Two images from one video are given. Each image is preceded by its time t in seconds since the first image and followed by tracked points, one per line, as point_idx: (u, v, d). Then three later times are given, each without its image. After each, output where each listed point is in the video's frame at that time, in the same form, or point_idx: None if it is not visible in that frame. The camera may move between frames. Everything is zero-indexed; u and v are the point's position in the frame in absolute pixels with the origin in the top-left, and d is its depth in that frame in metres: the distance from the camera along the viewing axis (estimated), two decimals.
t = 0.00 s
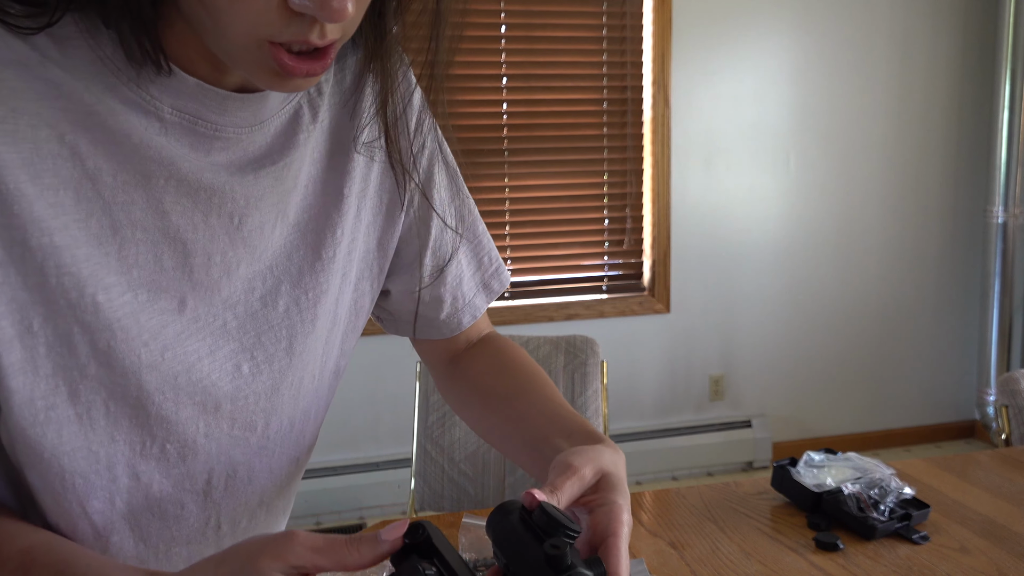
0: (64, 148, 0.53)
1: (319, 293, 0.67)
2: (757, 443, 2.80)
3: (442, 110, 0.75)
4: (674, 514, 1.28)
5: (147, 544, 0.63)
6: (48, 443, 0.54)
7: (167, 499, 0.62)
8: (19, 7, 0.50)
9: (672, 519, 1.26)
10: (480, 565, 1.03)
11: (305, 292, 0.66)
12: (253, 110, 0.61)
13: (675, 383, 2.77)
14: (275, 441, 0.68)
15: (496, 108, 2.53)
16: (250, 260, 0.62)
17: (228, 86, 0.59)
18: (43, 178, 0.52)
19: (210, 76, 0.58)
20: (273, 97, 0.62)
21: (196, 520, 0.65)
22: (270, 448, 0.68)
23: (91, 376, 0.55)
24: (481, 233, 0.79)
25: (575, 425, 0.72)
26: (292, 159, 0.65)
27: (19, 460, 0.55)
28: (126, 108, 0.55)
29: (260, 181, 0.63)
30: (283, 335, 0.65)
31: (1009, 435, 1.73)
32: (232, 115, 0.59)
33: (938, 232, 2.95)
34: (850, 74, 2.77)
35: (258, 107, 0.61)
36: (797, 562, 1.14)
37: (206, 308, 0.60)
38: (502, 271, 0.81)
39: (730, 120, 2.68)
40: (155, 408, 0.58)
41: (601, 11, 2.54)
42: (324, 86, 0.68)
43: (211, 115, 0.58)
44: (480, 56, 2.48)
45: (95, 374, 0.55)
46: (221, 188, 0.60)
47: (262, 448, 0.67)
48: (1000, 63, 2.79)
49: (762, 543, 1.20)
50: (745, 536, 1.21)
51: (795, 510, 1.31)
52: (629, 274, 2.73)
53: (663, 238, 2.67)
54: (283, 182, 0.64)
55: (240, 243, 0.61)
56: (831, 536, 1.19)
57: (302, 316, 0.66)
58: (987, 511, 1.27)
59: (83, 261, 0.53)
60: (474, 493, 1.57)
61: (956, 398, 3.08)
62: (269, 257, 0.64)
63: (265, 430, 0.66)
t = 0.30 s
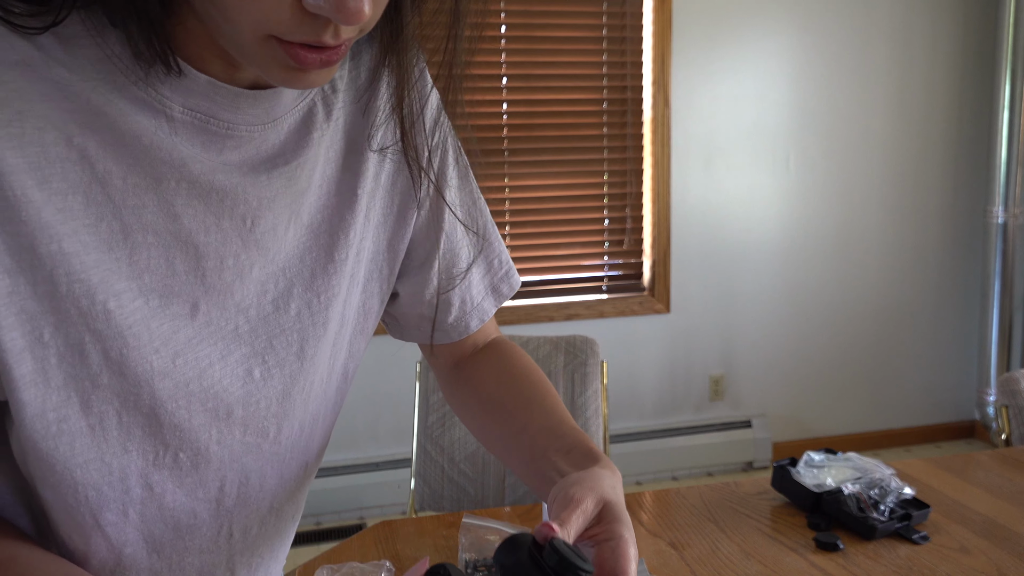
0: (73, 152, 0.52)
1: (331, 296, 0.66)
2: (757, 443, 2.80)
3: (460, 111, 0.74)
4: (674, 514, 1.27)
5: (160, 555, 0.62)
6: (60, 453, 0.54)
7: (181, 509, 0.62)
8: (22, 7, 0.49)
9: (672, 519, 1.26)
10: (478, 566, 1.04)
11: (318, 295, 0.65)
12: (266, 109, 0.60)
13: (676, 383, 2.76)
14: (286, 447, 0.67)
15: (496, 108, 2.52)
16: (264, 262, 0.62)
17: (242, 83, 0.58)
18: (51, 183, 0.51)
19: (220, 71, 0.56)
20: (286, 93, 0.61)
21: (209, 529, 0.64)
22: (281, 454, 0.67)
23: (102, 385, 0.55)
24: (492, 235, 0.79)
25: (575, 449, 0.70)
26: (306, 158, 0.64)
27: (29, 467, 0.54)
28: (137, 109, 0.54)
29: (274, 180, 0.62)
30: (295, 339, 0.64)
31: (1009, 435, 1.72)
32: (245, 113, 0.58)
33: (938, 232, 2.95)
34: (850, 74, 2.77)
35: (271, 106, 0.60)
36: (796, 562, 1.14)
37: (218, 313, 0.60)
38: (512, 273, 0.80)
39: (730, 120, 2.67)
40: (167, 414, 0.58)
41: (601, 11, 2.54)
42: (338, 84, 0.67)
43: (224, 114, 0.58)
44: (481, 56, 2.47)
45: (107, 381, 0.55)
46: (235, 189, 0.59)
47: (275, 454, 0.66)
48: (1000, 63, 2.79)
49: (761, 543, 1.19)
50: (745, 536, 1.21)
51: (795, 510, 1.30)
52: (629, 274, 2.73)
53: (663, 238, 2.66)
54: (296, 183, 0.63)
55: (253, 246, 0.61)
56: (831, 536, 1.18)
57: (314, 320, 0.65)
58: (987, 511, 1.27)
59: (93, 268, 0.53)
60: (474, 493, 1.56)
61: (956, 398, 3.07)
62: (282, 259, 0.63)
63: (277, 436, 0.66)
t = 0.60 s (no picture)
0: (84, 155, 0.52)
1: (341, 302, 0.66)
2: (758, 443, 2.80)
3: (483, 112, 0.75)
4: (674, 514, 1.28)
5: (169, 559, 0.62)
6: (70, 457, 0.54)
7: (190, 513, 0.62)
8: (34, 9, 0.49)
9: (672, 519, 1.26)
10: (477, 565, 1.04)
11: (329, 301, 0.66)
12: (280, 114, 0.60)
13: (675, 383, 2.76)
14: (295, 451, 0.67)
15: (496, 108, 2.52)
16: (275, 268, 0.62)
17: (256, 87, 0.58)
18: (62, 188, 0.51)
19: (236, 74, 0.56)
20: (301, 98, 0.61)
21: (217, 533, 0.64)
22: (291, 458, 0.67)
23: (112, 391, 0.55)
24: (507, 240, 0.79)
25: (586, 461, 0.70)
26: (319, 163, 0.64)
27: (41, 472, 0.54)
28: (150, 113, 0.54)
29: (287, 186, 0.62)
30: (306, 344, 0.65)
31: (1009, 435, 1.72)
32: (258, 117, 0.58)
33: (938, 232, 2.95)
34: (850, 74, 2.77)
35: (285, 110, 0.60)
36: (797, 563, 1.14)
37: (229, 318, 0.60)
38: (526, 279, 0.80)
39: (730, 120, 2.67)
40: (177, 418, 0.58)
41: (601, 11, 2.54)
42: (354, 88, 0.67)
43: (237, 118, 0.57)
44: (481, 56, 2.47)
45: (117, 385, 0.55)
46: (247, 194, 0.59)
47: (284, 457, 0.67)
48: (1000, 62, 2.79)
49: (761, 542, 1.19)
50: (745, 536, 1.21)
51: (795, 510, 1.30)
52: (629, 274, 2.73)
53: (663, 238, 2.66)
54: (309, 188, 0.63)
55: (264, 251, 0.61)
56: (831, 536, 1.18)
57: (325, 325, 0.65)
58: (987, 511, 1.27)
59: (104, 272, 0.53)
60: (474, 493, 1.56)
61: (956, 398, 3.08)
62: (294, 264, 0.64)
63: (287, 440, 0.66)
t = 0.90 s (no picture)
0: (96, 154, 0.52)
1: (354, 300, 0.66)
2: (758, 443, 2.80)
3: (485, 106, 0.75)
4: (674, 514, 1.28)
5: (181, 555, 0.62)
6: (81, 452, 0.54)
7: (202, 510, 0.62)
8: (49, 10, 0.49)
9: (672, 519, 1.26)
10: (478, 565, 1.04)
11: (341, 299, 0.66)
12: (291, 113, 0.60)
13: (675, 383, 2.77)
14: (308, 448, 0.68)
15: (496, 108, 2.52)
16: (288, 265, 0.62)
17: (268, 86, 0.57)
18: (74, 186, 0.51)
19: (245, 73, 0.56)
20: (312, 96, 0.61)
21: (230, 530, 0.65)
22: (303, 456, 0.68)
23: (123, 387, 0.55)
24: (521, 238, 0.79)
25: (589, 451, 0.72)
26: (330, 162, 0.64)
27: (53, 470, 0.54)
28: (161, 112, 0.54)
29: (298, 185, 0.62)
30: (318, 341, 0.65)
31: (1009, 435, 1.73)
32: (270, 117, 0.58)
33: (939, 232, 2.95)
34: (851, 74, 2.77)
35: (296, 109, 0.60)
36: (797, 563, 1.14)
37: (241, 315, 0.60)
38: (539, 277, 0.81)
39: (730, 120, 2.67)
40: (189, 415, 0.58)
41: (601, 10, 2.54)
42: (365, 87, 0.67)
43: (248, 117, 0.57)
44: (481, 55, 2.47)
45: (128, 382, 0.55)
46: (258, 193, 0.59)
47: (296, 455, 0.67)
48: (1000, 62, 2.79)
49: (761, 542, 1.19)
50: (745, 536, 1.21)
51: (795, 510, 1.30)
52: (629, 274, 2.73)
53: (663, 238, 2.67)
54: (320, 187, 0.63)
55: (276, 249, 0.61)
56: (831, 536, 1.18)
57: (337, 323, 0.65)
58: (987, 511, 1.27)
59: (115, 269, 0.53)
60: (475, 493, 1.56)
61: (956, 398, 3.08)
62: (306, 262, 0.64)
63: (299, 437, 0.66)
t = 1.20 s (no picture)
0: (106, 154, 0.52)
1: (358, 300, 0.66)
2: (758, 443, 2.80)
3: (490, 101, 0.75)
4: (674, 514, 1.28)
5: (184, 552, 0.63)
6: (87, 447, 0.54)
7: (205, 508, 0.62)
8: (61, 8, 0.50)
9: (672, 519, 1.26)
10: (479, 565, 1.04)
11: (346, 299, 0.66)
12: (298, 114, 0.60)
13: (676, 383, 2.77)
14: (310, 448, 0.68)
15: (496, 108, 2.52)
16: (293, 265, 0.62)
17: (274, 87, 0.58)
18: (83, 184, 0.52)
19: (252, 73, 0.56)
20: (319, 97, 0.61)
21: (232, 527, 0.65)
22: (306, 455, 0.68)
23: (129, 383, 0.55)
24: (524, 241, 0.79)
25: (588, 450, 0.71)
26: (335, 162, 0.64)
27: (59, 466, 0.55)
28: (169, 112, 0.55)
29: (304, 185, 0.62)
30: (322, 341, 0.65)
31: (1009, 435, 1.73)
32: (277, 118, 0.58)
33: (938, 232, 2.95)
34: (851, 73, 2.77)
35: (303, 110, 0.60)
36: (797, 562, 1.14)
37: (246, 314, 0.60)
38: (542, 281, 0.81)
39: (730, 120, 2.67)
40: (193, 413, 0.58)
41: (601, 10, 2.55)
42: (372, 89, 0.67)
43: (255, 118, 0.57)
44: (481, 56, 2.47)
45: (135, 379, 0.55)
46: (264, 193, 0.60)
47: (299, 454, 0.67)
48: (1000, 62, 2.79)
49: (762, 543, 1.19)
50: (745, 536, 1.21)
51: (795, 510, 1.30)
52: (629, 274, 2.73)
53: (663, 238, 2.67)
54: (325, 187, 0.63)
55: (280, 249, 0.61)
56: (831, 536, 1.18)
57: (341, 323, 0.66)
58: (987, 511, 1.27)
59: (123, 266, 0.53)
60: (474, 493, 1.56)
61: (957, 399, 3.08)
62: (311, 262, 0.64)
63: (302, 437, 0.66)
